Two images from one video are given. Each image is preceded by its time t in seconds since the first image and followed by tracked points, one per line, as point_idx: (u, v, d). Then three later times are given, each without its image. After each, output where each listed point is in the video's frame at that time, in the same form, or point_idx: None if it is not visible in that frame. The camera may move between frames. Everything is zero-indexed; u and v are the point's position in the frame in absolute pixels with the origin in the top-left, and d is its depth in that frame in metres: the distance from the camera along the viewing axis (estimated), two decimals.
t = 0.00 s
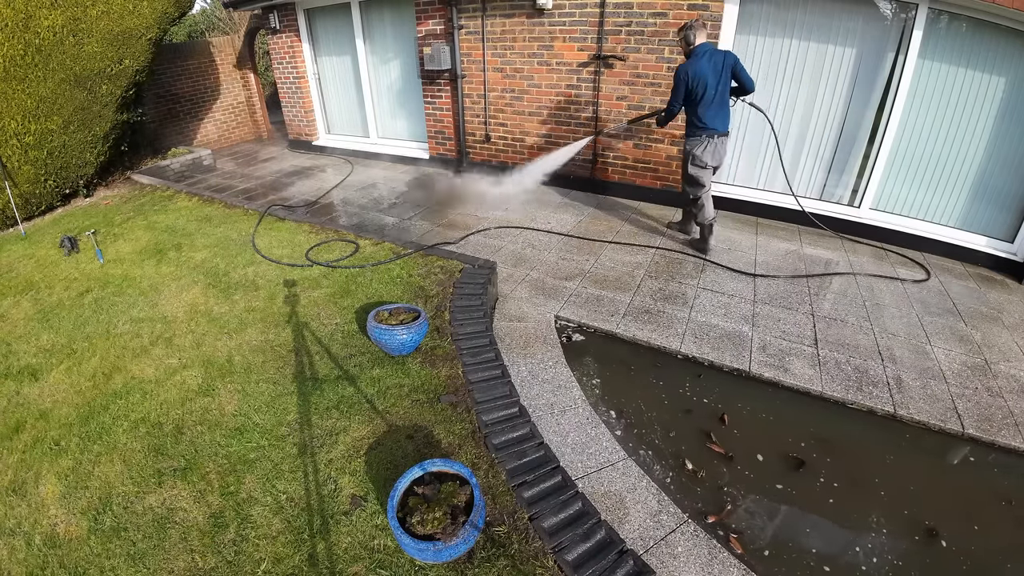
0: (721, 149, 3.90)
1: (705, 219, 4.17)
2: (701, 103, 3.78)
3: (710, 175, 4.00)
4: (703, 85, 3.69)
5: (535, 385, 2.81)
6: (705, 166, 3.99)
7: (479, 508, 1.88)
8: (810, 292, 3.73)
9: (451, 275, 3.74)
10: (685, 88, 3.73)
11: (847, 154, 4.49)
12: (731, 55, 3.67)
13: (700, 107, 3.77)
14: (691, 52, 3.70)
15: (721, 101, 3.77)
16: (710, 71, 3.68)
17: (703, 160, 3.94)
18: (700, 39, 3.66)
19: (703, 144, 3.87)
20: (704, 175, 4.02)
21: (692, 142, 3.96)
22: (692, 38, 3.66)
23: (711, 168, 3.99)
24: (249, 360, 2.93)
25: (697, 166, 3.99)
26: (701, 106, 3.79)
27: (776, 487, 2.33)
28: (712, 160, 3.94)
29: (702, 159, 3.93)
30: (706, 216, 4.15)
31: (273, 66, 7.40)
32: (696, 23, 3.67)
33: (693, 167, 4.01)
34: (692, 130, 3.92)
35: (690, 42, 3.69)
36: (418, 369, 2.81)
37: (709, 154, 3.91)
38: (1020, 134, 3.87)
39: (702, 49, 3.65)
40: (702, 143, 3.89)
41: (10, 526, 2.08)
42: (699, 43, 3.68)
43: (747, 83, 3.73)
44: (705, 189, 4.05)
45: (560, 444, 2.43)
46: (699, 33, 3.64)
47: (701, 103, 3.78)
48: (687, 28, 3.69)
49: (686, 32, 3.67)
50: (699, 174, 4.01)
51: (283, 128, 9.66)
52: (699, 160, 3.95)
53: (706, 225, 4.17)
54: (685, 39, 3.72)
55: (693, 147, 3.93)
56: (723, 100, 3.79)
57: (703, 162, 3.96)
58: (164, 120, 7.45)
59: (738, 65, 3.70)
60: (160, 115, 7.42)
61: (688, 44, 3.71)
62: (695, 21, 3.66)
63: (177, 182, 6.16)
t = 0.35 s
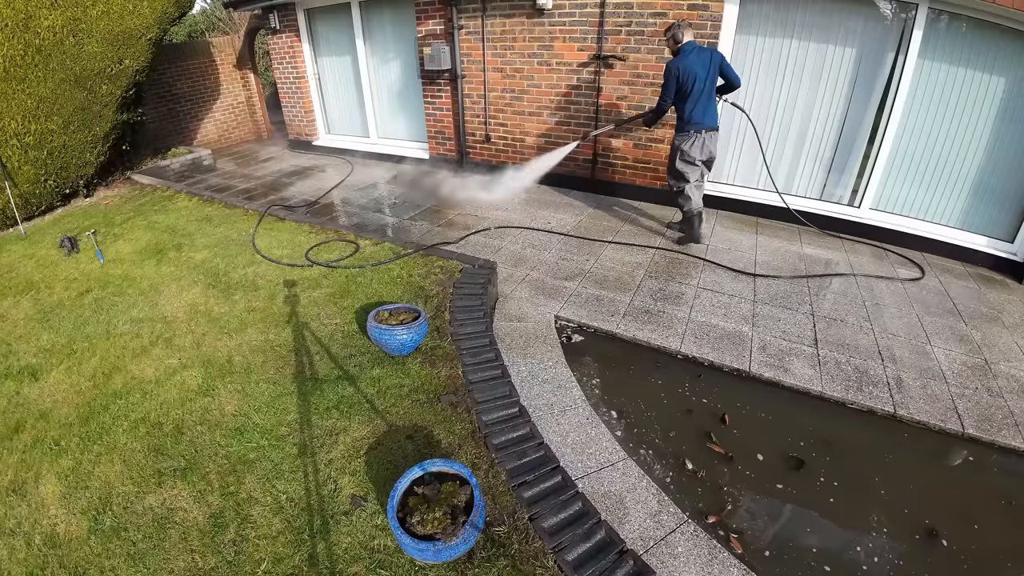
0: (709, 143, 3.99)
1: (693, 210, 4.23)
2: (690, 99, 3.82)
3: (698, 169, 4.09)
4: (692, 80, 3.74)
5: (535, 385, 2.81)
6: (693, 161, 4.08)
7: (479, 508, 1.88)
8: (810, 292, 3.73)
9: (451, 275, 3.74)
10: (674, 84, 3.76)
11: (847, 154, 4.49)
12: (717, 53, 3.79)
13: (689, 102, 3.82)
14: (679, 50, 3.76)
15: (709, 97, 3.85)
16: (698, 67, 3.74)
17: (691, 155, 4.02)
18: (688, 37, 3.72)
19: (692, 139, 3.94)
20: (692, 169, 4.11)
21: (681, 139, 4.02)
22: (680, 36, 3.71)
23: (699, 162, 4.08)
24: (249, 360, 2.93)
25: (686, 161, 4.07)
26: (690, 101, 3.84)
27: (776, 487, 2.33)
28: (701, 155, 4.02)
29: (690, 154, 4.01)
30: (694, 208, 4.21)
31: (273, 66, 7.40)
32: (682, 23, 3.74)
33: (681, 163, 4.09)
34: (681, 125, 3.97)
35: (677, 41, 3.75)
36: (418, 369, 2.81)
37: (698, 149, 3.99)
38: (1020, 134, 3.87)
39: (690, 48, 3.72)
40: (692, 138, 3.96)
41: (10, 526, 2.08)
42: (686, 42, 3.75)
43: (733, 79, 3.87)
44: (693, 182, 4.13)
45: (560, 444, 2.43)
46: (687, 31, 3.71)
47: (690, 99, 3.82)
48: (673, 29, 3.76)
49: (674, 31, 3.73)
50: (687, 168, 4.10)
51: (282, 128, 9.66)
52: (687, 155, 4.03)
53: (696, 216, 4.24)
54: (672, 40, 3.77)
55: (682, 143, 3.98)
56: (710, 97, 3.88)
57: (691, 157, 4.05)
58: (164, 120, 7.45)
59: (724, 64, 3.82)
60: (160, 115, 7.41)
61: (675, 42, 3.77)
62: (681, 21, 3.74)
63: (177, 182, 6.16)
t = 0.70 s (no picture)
0: (696, 153, 3.83)
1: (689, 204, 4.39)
2: (682, 104, 3.62)
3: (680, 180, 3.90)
4: (685, 84, 3.55)
5: (535, 384, 2.81)
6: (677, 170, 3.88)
7: (479, 508, 1.87)
8: (810, 292, 3.73)
9: (451, 275, 3.74)
10: (667, 90, 3.52)
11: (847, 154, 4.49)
12: (708, 55, 3.64)
13: (681, 108, 3.63)
14: (670, 52, 3.53)
15: (700, 101, 3.68)
16: (690, 70, 3.55)
17: (677, 165, 3.82)
18: (679, 37, 3.52)
19: (680, 148, 3.74)
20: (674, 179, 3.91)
21: (667, 147, 3.80)
22: (671, 37, 3.48)
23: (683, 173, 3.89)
24: (249, 360, 2.93)
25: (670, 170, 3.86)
26: (682, 107, 3.63)
27: (776, 487, 2.33)
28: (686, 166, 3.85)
29: (677, 164, 3.81)
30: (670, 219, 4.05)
31: (273, 66, 7.40)
32: (673, 22, 3.51)
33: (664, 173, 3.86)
34: (669, 133, 3.75)
35: (668, 42, 3.52)
36: (418, 369, 2.81)
37: (685, 159, 3.81)
38: (1020, 134, 3.87)
39: (681, 49, 3.52)
40: (682, 147, 3.76)
41: (10, 526, 2.08)
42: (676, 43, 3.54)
43: (726, 80, 3.72)
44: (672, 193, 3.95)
45: (560, 444, 2.43)
46: (678, 32, 3.50)
47: (681, 104, 3.62)
48: (663, 30, 3.51)
49: (664, 31, 3.49)
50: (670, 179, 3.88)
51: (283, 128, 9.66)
52: (673, 164, 3.82)
53: (670, 228, 4.09)
54: (662, 41, 3.53)
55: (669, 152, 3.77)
56: (701, 101, 3.70)
57: (677, 167, 3.84)
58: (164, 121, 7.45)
59: (716, 64, 3.67)
60: (160, 116, 7.41)
61: (665, 44, 3.54)
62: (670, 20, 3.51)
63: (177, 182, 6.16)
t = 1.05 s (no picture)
0: (697, 162, 3.69)
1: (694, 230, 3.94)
2: (685, 109, 3.50)
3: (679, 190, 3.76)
4: (688, 87, 3.42)
5: (535, 384, 2.81)
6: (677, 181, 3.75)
7: (479, 508, 1.87)
8: (810, 292, 3.73)
9: (451, 275, 3.74)
10: (669, 94, 3.38)
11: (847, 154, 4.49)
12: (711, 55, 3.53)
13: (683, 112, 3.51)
14: (671, 51, 3.41)
15: (703, 106, 3.55)
16: (694, 72, 3.43)
17: (676, 176, 3.71)
18: (681, 36, 3.39)
19: (678, 157, 3.64)
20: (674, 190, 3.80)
21: (666, 155, 3.69)
22: (674, 36, 3.36)
23: (683, 183, 3.75)
24: (249, 360, 2.93)
25: (669, 180, 3.75)
26: (684, 112, 3.51)
27: (776, 487, 2.33)
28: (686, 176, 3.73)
29: (676, 173, 3.70)
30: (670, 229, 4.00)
31: (273, 66, 7.40)
32: (674, 19, 3.38)
33: (663, 182, 3.77)
34: (670, 139, 3.64)
35: (669, 40, 3.39)
36: (418, 369, 2.81)
37: (684, 169, 3.69)
38: (1020, 134, 3.87)
39: (683, 49, 3.40)
40: (682, 155, 3.65)
41: (10, 526, 2.08)
42: (678, 42, 3.41)
43: (727, 85, 3.70)
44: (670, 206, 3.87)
45: (560, 444, 2.43)
46: (681, 31, 3.38)
47: (683, 109, 3.50)
48: (664, 27, 3.37)
49: (666, 29, 3.35)
50: (669, 190, 3.77)
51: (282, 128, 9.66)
52: (671, 175, 3.72)
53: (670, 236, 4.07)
54: (664, 39, 3.39)
55: (667, 160, 3.68)
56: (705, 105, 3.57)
57: (676, 177, 3.72)
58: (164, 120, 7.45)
59: (718, 66, 3.57)
60: (160, 115, 7.41)
61: (668, 43, 3.40)
62: (672, 16, 3.37)
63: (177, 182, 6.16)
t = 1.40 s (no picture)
0: (680, 172, 3.51)
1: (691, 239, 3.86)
2: (668, 115, 3.32)
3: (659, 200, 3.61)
4: (671, 92, 3.23)
5: (535, 385, 2.81)
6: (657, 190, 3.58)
7: (479, 508, 1.87)
8: (811, 292, 3.73)
9: (451, 275, 3.74)
10: (649, 99, 3.22)
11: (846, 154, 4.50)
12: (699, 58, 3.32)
13: (665, 120, 3.33)
14: (654, 54, 3.24)
15: (688, 113, 3.36)
16: (678, 76, 3.24)
17: (655, 183, 3.52)
18: (665, 38, 3.21)
19: (659, 165, 3.46)
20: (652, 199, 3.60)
21: (649, 163, 3.51)
22: (656, 37, 3.19)
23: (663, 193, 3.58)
24: (249, 360, 2.93)
25: (648, 186, 3.57)
26: (667, 118, 3.33)
27: (776, 487, 2.33)
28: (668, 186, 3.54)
29: (656, 182, 3.52)
30: (637, 241, 3.76)
31: (273, 66, 7.41)
32: (659, 19, 3.20)
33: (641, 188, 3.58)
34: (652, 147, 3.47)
35: (652, 42, 3.22)
36: (418, 369, 2.81)
37: (666, 178, 3.51)
38: (1020, 134, 3.87)
39: (666, 51, 3.22)
40: (665, 164, 3.47)
41: (10, 526, 2.08)
42: (662, 44, 3.23)
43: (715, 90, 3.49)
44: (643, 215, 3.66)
45: (560, 444, 2.43)
46: (665, 32, 3.21)
47: (667, 116, 3.32)
48: (646, 28, 3.20)
49: (647, 30, 3.18)
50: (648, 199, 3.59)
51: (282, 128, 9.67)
52: (651, 183, 3.53)
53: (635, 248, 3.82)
54: (646, 41, 3.23)
55: (647, 168, 3.51)
56: (689, 112, 3.38)
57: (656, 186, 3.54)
58: (164, 120, 7.45)
59: (706, 70, 3.35)
60: (160, 116, 7.41)
61: (650, 45, 3.24)
62: (655, 16, 3.20)
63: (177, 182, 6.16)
